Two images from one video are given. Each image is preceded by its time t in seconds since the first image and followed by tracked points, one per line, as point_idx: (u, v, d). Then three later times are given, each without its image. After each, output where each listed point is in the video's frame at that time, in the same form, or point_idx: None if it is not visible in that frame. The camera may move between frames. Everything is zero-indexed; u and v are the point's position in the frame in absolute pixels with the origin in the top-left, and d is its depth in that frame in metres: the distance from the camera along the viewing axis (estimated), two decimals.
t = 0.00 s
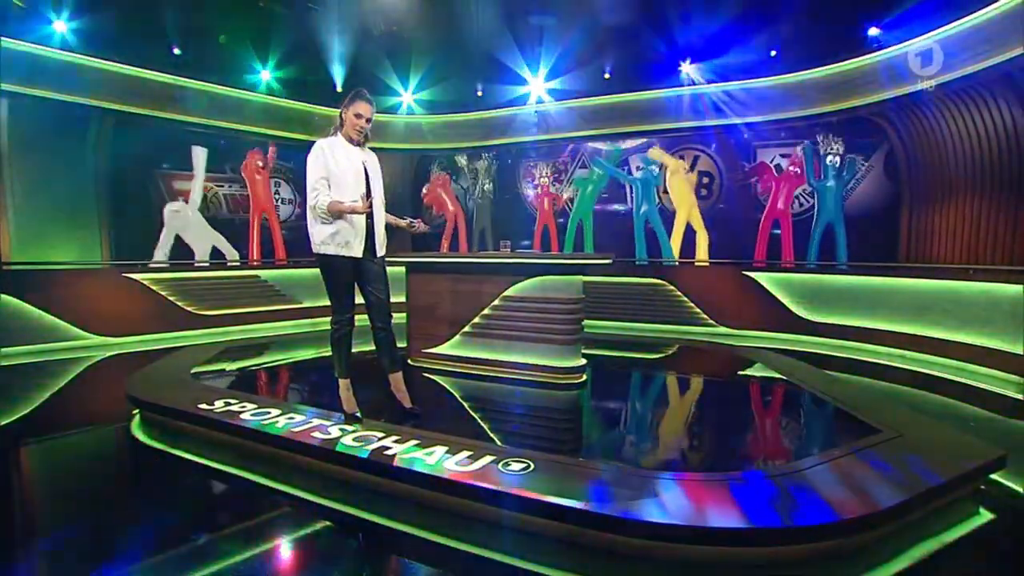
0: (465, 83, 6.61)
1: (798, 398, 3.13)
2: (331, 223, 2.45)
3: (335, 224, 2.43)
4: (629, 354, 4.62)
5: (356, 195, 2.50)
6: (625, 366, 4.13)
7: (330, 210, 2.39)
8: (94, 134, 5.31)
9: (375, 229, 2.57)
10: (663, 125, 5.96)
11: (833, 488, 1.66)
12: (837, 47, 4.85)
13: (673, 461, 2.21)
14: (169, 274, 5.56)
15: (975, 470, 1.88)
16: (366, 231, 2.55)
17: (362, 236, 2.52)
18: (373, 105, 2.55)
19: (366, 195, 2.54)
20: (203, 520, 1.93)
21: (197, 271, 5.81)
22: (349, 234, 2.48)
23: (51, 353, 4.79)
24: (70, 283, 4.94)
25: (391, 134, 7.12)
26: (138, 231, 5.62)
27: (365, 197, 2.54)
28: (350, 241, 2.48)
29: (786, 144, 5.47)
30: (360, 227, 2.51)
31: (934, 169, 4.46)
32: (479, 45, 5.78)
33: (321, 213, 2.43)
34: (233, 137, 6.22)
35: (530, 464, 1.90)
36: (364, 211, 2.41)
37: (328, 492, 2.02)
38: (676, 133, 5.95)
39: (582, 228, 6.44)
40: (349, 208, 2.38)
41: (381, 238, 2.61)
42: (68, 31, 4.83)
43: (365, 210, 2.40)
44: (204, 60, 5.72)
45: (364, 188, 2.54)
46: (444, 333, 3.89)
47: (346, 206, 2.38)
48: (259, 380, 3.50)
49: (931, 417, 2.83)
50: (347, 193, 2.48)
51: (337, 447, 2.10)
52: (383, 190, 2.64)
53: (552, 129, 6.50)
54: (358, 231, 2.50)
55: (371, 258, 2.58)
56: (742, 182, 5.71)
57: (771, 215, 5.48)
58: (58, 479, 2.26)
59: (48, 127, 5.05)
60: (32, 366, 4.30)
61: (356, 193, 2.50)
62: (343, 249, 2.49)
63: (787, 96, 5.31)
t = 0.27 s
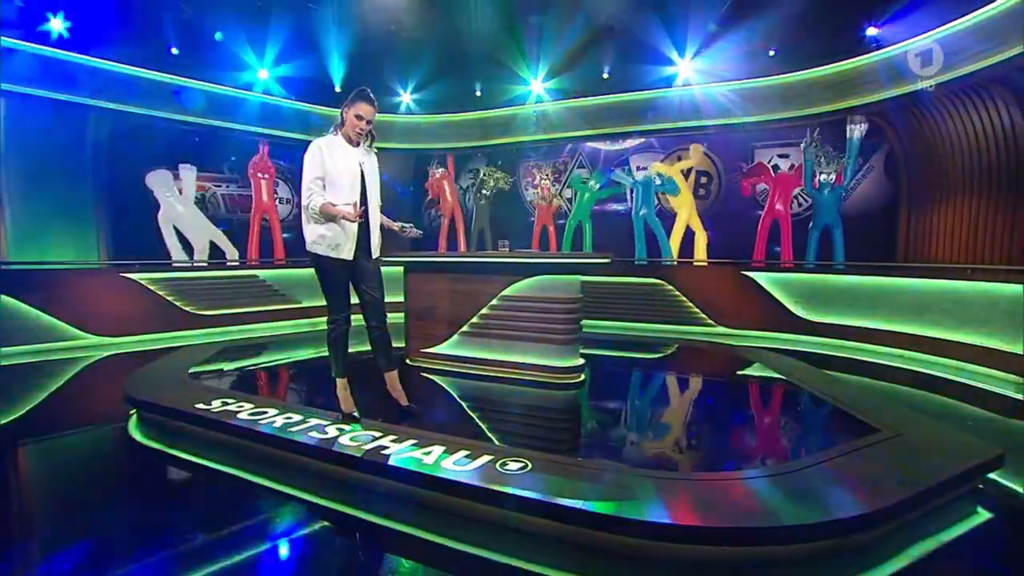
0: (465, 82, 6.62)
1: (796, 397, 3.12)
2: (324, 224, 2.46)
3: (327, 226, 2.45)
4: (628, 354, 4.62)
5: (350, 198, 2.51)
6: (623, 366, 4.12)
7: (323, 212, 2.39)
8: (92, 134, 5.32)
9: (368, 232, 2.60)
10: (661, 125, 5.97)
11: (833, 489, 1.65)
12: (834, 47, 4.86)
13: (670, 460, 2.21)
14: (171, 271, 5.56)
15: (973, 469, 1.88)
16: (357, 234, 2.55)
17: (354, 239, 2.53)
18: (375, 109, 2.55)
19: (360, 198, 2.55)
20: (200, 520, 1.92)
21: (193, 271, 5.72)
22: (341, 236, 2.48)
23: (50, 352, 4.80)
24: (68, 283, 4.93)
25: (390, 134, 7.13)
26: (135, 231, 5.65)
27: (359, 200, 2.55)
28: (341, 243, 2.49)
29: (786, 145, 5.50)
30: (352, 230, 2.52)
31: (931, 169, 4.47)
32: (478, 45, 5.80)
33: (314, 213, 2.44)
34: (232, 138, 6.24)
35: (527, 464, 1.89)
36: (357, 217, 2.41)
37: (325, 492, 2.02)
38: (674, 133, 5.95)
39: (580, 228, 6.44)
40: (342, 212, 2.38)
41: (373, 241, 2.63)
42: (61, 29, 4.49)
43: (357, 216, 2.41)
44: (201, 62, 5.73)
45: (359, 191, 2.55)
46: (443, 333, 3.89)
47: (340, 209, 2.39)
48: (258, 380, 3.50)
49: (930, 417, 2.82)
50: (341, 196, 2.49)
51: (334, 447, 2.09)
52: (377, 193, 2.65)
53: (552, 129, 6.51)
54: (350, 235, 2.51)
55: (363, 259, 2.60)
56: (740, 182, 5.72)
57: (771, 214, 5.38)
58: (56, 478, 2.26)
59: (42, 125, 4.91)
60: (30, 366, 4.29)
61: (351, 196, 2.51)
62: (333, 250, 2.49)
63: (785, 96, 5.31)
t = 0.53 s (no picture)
0: (464, 84, 6.63)
1: (794, 397, 3.12)
2: (320, 226, 2.46)
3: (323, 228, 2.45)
4: (626, 354, 4.61)
5: (348, 200, 2.51)
6: (621, 366, 4.12)
7: (319, 214, 2.40)
8: (89, 133, 5.31)
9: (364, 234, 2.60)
10: (660, 126, 5.97)
11: (831, 489, 1.65)
12: (831, 48, 4.87)
13: (667, 461, 2.20)
14: (173, 273, 5.57)
15: (972, 469, 1.87)
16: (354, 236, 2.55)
17: (351, 242, 2.53)
18: (374, 111, 2.53)
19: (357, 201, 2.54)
20: (195, 521, 1.92)
21: (192, 272, 5.73)
22: (337, 239, 2.48)
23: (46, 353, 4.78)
24: (65, 284, 4.91)
25: (389, 135, 7.13)
26: (133, 231, 5.60)
27: (356, 203, 2.55)
28: (338, 246, 2.49)
29: (785, 146, 5.50)
30: (349, 233, 2.52)
31: (930, 169, 4.48)
32: (477, 46, 5.80)
33: (310, 215, 2.44)
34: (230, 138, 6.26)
35: (524, 465, 1.89)
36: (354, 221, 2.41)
37: (321, 493, 2.01)
38: (672, 134, 5.96)
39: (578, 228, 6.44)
40: (338, 216, 2.38)
41: (370, 242, 2.63)
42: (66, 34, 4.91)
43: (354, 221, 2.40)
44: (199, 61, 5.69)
45: (356, 194, 2.55)
46: (440, 333, 3.88)
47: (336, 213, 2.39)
48: (254, 381, 3.49)
49: (928, 417, 2.82)
50: (338, 198, 2.49)
51: (330, 448, 2.09)
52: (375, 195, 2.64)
53: (550, 130, 6.51)
54: (347, 238, 2.51)
55: (359, 261, 2.59)
56: (738, 182, 5.72)
57: (771, 214, 5.41)
58: (51, 479, 2.25)
59: (45, 129, 5.10)
60: (26, 367, 4.28)
61: (348, 199, 2.51)
62: (330, 253, 2.49)
63: (783, 96, 5.31)
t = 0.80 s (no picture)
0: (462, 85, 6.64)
1: (792, 398, 3.12)
2: (318, 227, 2.45)
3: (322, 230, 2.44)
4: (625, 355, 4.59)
5: (345, 201, 2.51)
6: (618, 367, 4.11)
7: (319, 216, 2.39)
8: (85, 133, 5.30)
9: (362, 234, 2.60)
10: (658, 127, 5.97)
11: (829, 490, 1.65)
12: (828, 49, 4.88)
13: (664, 462, 2.20)
14: (169, 274, 5.57)
15: (970, 470, 1.87)
16: (352, 237, 2.56)
17: (349, 242, 2.53)
18: (366, 111, 2.53)
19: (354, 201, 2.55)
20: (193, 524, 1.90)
21: (188, 273, 5.72)
22: (336, 240, 2.48)
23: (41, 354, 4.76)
24: (61, 285, 4.90)
25: (386, 136, 7.13)
26: (129, 232, 5.60)
27: (353, 204, 2.55)
28: (336, 246, 2.48)
29: (785, 144, 5.46)
30: (347, 233, 2.52)
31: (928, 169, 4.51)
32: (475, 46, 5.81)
33: (309, 217, 2.43)
34: (227, 139, 6.25)
35: (520, 467, 1.88)
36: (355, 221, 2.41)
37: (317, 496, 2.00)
38: (670, 135, 5.96)
39: (575, 228, 6.43)
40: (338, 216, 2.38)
41: (368, 242, 2.64)
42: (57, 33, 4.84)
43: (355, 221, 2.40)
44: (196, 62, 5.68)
45: (353, 194, 2.55)
46: (437, 334, 3.87)
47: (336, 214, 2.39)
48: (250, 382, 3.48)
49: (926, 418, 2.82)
50: (336, 199, 2.49)
51: (326, 449, 2.08)
52: (371, 195, 2.65)
53: (548, 130, 6.50)
54: (345, 238, 2.51)
55: (356, 261, 2.59)
56: (736, 183, 5.72)
57: (766, 215, 5.50)
58: (45, 480, 2.24)
59: (40, 129, 5.08)
60: (21, 368, 4.26)
61: (345, 199, 2.51)
62: (329, 254, 2.49)
63: (781, 97, 5.32)
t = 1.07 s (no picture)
0: (458, 85, 6.62)
1: (789, 400, 3.11)
2: (315, 228, 2.45)
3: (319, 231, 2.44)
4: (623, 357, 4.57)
5: (342, 202, 2.51)
6: (615, 369, 4.10)
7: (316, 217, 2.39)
8: (80, 133, 5.27)
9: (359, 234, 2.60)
10: (655, 127, 5.94)
11: (826, 492, 1.64)
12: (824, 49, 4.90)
13: (661, 463, 2.19)
14: (163, 274, 5.55)
15: (969, 471, 1.87)
16: (349, 237, 2.56)
17: (346, 243, 2.53)
18: (362, 110, 2.52)
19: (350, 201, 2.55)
20: (186, 527, 1.87)
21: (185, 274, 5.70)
22: (333, 241, 2.48)
23: (35, 355, 4.73)
24: (56, 284, 4.89)
25: (383, 137, 7.10)
26: (125, 233, 5.54)
27: (349, 204, 2.55)
28: (333, 247, 2.48)
29: (782, 145, 5.44)
30: (344, 234, 2.51)
31: (926, 170, 4.52)
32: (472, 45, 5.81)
33: (305, 219, 2.43)
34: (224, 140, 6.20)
35: (516, 469, 1.88)
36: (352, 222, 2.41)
37: (312, 498, 1.99)
38: (667, 135, 5.93)
39: (572, 229, 6.41)
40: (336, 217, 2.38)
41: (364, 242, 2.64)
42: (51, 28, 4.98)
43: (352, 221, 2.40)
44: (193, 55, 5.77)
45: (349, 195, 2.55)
46: (434, 336, 3.86)
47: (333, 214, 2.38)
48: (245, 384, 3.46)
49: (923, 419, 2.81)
50: (332, 199, 2.49)
51: (321, 451, 2.07)
52: (365, 194, 2.65)
53: (545, 129, 6.43)
54: (342, 239, 2.51)
55: (352, 261, 2.60)
56: (734, 184, 5.68)
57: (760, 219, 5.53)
58: (37, 482, 2.22)
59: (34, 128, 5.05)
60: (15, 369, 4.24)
61: (341, 200, 2.51)
62: (326, 255, 2.48)
63: (779, 96, 5.32)
